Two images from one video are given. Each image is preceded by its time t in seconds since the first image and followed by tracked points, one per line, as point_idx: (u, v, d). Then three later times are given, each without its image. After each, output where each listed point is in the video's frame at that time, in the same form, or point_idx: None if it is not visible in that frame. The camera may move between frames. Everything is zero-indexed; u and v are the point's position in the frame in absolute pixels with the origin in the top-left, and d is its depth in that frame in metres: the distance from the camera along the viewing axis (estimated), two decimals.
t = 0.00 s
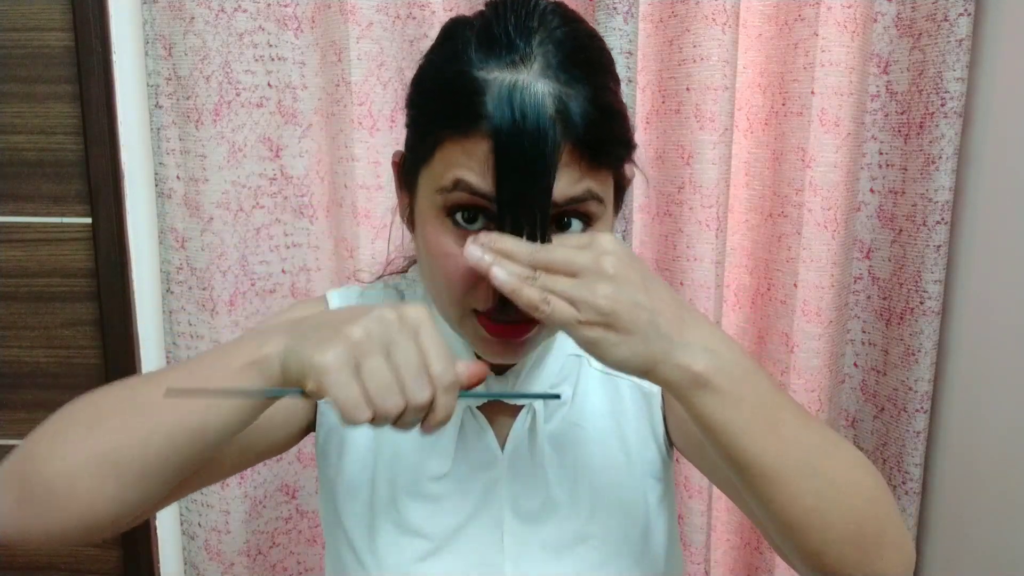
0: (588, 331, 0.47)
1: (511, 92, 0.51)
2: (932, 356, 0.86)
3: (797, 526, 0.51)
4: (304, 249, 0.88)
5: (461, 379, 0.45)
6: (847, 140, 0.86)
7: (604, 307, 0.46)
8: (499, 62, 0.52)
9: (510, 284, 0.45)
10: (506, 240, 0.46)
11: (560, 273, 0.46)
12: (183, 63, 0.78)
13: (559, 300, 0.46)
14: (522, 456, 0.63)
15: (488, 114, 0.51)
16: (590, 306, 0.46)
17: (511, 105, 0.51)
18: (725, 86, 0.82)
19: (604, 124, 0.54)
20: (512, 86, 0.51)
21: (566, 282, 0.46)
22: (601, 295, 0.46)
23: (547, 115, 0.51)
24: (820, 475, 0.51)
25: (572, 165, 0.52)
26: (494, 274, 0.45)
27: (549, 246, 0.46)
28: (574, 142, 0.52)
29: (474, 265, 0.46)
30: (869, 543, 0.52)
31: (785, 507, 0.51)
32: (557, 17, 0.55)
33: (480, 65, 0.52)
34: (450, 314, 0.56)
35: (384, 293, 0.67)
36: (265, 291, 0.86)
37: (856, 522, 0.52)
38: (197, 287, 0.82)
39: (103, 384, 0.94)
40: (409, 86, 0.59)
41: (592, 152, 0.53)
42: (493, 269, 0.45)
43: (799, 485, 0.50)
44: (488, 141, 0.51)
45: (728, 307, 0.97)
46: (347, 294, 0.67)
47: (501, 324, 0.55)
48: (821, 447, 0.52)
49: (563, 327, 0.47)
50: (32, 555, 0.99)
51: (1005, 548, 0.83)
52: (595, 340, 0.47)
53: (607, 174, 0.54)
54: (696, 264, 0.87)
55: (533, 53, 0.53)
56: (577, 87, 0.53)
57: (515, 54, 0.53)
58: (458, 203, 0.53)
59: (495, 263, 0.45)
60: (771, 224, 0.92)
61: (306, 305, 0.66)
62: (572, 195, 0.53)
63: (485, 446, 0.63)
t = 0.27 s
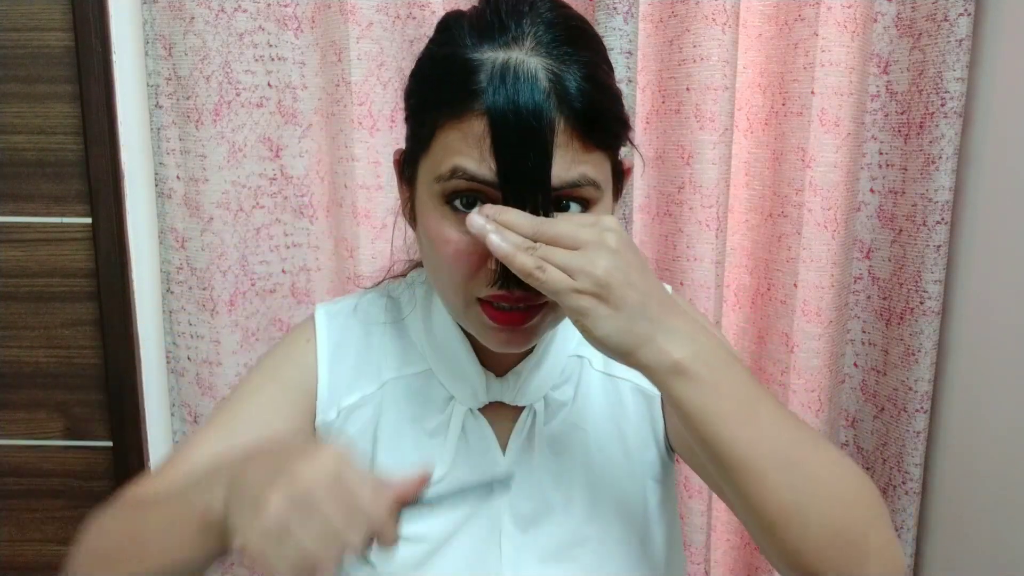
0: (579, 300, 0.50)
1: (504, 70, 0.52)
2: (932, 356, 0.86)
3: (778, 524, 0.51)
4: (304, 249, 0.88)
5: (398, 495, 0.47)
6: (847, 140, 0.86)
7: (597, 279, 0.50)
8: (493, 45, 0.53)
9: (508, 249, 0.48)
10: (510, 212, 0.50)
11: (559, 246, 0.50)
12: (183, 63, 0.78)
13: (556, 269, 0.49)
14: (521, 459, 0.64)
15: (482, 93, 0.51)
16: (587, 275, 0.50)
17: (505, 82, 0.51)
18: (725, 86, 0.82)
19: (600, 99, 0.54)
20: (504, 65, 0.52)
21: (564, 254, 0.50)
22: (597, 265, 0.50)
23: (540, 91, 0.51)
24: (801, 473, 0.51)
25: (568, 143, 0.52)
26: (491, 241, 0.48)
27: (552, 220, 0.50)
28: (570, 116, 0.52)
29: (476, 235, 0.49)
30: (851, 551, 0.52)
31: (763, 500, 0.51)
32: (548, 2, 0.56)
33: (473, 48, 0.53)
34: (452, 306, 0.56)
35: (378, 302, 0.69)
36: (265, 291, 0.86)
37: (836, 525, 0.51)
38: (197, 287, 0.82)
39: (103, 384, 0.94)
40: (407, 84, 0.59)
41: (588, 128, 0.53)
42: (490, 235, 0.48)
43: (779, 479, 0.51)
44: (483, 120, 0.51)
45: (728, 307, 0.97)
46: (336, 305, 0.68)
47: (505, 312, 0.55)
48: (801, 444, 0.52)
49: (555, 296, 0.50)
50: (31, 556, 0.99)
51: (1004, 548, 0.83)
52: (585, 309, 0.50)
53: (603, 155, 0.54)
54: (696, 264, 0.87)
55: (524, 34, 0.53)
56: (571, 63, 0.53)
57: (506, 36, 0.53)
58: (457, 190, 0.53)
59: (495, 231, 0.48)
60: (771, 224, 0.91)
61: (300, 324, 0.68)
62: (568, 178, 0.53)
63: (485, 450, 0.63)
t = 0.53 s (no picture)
0: (565, 300, 0.49)
1: (499, 71, 0.52)
2: (932, 356, 0.86)
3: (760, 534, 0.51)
4: (304, 249, 0.87)
5: None
6: (848, 140, 0.86)
7: (584, 280, 0.49)
8: (487, 46, 0.53)
9: (496, 250, 0.48)
10: (502, 214, 0.49)
11: (548, 247, 0.50)
12: (183, 63, 0.78)
13: (544, 269, 0.49)
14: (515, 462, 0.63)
15: (477, 93, 0.51)
16: (575, 275, 0.49)
17: (500, 82, 0.51)
18: (725, 86, 0.82)
19: (595, 99, 0.54)
20: (499, 65, 0.52)
21: (554, 256, 0.49)
22: (586, 265, 0.49)
23: (535, 91, 0.52)
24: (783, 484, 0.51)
25: (563, 142, 0.52)
26: (478, 242, 0.47)
27: (543, 223, 0.50)
28: (565, 115, 0.52)
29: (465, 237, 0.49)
30: (832, 564, 0.51)
31: (745, 508, 0.51)
32: (542, 3, 0.56)
33: (468, 49, 0.53)
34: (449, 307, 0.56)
35: (368, 312, 0.71)
36: (265, 291, 0.86)
37: (818, 539, 0.51)
38: (197, 287, 0.82)
39: (103, 384, 0.94)
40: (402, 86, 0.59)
41: (583, 127, 0.53)
42: (477, 236, 0.47)
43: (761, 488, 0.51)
44: (479, 121, 0.51)
45: (728, 307, 0.97)
46: (325, 320, 0.70)
47: (502, 315, 0.55)
48: (784, 454, 0.52)
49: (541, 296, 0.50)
50: (31, 556, 0.99)
51: (1003, 548, 0.83)
52: (572, 310, 0.50)
53: (597, 155, 0.54)
54: (696, 264, 0.87)
55: (519, 35, 0.54)
56: (565, 63, 0.53)
57: (501, 37, 0.53)
58: (452, 192, 0.53)
59: (483, 232, 0.48)
60: (771, 224, 0.91)
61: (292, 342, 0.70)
62: (562, 178, 0.53)
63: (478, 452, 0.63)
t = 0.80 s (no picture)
0: (558, 280, 0.50)
1: (498, 55, 0.52)
2: (932, 356, 0.86)
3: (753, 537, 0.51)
4: (304, 249, 0.87)
5: None
6: (848, 140, 0.86)
7: (578, 264, 0.50)
8: (486, 33, 0.54)
9: (492, 223, 0.49)
10: (500, 197, 0.50)
11: (544, 230, 0.50)
12: (184, 63, 0.78)
13: (538, 250, 0.50)
14: (514, 467, 0.63)
15: (477, 76, 0.52)
16: (569, 258, 0.50)
17: (500, 65, 0.52)
18: (725, 86, 0.82)
19: (592, 83, 0.55)
20: (498, 50, 0.52)
21: (549, 238, 0.50)
22: (581, 249, 0.50)
23: (534, 73, 0.52)
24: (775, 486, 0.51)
25: (563, 124, 0.53)
26: (475, 215, 0.49)
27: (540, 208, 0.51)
28: (565, 97, 0.53)
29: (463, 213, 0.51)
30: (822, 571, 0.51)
31: (738, 511, 0.50)
32: None
33: (466, 36, 0.54)
34: (447, 295, 0.55)
35: (366, 316, 0.71)
36: (265, 291, 0.86)
37: (811, 541, 0.51)
38: (197, 287, 0.82)
39: (103, 384, 0.94)
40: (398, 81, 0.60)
41: (581, 109, 0.53)
42: (474, 209, 0.50)
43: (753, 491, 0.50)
44: (479, 103, 0.51)
45: (728, 307, 0.97)
46: (323, 325, 0.70)
47: (502, 300, 0.54)
48: (776, 456, 0.52)
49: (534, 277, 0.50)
50: (31, 556, 0.99)
51: (1003, 548, 0.83)
52: (564, 291, 0.50)
53: (595, 138, 0.55)
54: (696, 264, 0.87)
55: (516, 22, 0.54)
56: (562, 48, 0.54)
57: (498, 24, 0.54)
58: (454, 176, 0.53)
59: (480, 207, 0.50)
60: (771, 224, 0.91)
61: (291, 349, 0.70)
62: (562, 160, 0.53)
63: (477, 457, 0.63)
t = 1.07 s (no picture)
0: (560, 283, 0.49)
1: (495, 58, 0.52)
2: (932, 356, 0.86)
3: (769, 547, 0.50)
4: (304, 249, 0.87)
5: None
6: (848, 140, 0.87)
7: (580, 265, 0.49)
8: (482, 35, 0.53)
9: (488, 231, 0.48)
10: (495, 205, 0.50)
11: (543, 234, 0.49)
12: (184, 63, 0.78)
13: (537, 255, 0.49)
14: (518, 476, 0.62)
15: (474, 82, 0.51)
16: (570, 262, 0.49)
17: (497, 70, 0.51)
18: (725, 86, 0.82)
19: (590, 87, 0.54)
20: (495, 53, 0.52)
21: (548, 243, 0.49)
22: (582, 250, 0.49)
23: (532, 77, 0.52)
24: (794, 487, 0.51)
25: (560, 133, 0.52)
26: (470, 224, 0.48)
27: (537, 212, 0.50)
28: (562, 101, 0.52)
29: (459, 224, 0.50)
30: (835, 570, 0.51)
31: (748, 510, 0.50)
32: None
33: (463, 40, 0.53)
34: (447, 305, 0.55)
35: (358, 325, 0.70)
36: (265, 291, 0.86)
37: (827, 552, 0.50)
38: (197, 287, 0.82)
39: (103, 384, 0.94)
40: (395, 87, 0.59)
41: (579, 113, 0.53)
42: (469, 218, 0.49)
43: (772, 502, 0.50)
44: (476, 110, 0.51)
45: (728, 307, 0.97)
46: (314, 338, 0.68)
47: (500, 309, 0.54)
48: (786, 453, 0.51)
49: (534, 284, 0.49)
50: (32, 556, 0.99)
51: (1003, 549, 0.83)
52: (568, 293, 0.49)
53: (594, 145, 0.54)
54: (696, 264, 0.87)
55: (513, 23, 0.54)
56: (559, 50, 0.54)
57: (495, 27, 0.54)
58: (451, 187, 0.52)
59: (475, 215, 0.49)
60: (771, 224, 0.91)
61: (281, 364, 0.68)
62: (559, 171, 0.52)
63: (480, 467, 0.62)
